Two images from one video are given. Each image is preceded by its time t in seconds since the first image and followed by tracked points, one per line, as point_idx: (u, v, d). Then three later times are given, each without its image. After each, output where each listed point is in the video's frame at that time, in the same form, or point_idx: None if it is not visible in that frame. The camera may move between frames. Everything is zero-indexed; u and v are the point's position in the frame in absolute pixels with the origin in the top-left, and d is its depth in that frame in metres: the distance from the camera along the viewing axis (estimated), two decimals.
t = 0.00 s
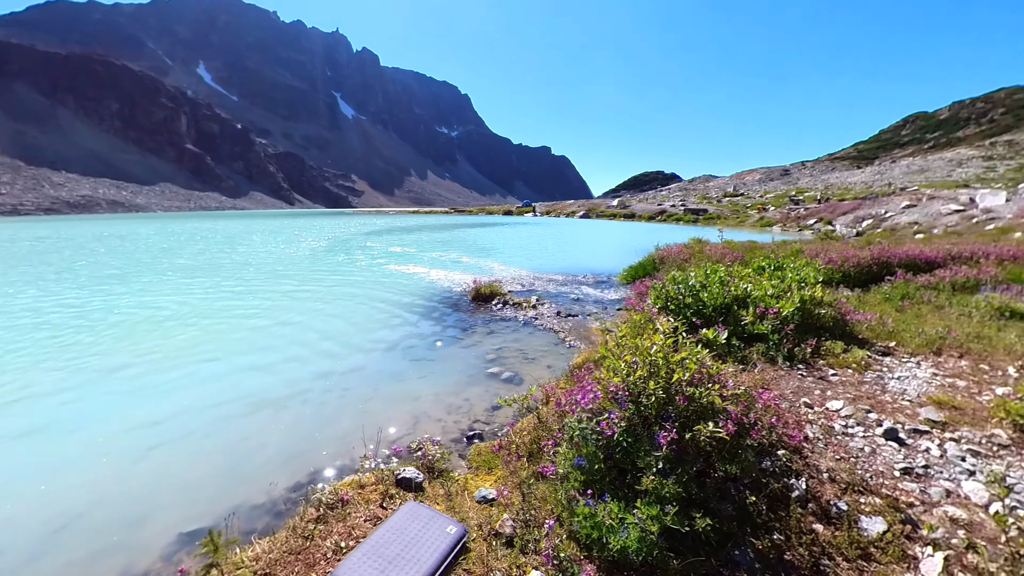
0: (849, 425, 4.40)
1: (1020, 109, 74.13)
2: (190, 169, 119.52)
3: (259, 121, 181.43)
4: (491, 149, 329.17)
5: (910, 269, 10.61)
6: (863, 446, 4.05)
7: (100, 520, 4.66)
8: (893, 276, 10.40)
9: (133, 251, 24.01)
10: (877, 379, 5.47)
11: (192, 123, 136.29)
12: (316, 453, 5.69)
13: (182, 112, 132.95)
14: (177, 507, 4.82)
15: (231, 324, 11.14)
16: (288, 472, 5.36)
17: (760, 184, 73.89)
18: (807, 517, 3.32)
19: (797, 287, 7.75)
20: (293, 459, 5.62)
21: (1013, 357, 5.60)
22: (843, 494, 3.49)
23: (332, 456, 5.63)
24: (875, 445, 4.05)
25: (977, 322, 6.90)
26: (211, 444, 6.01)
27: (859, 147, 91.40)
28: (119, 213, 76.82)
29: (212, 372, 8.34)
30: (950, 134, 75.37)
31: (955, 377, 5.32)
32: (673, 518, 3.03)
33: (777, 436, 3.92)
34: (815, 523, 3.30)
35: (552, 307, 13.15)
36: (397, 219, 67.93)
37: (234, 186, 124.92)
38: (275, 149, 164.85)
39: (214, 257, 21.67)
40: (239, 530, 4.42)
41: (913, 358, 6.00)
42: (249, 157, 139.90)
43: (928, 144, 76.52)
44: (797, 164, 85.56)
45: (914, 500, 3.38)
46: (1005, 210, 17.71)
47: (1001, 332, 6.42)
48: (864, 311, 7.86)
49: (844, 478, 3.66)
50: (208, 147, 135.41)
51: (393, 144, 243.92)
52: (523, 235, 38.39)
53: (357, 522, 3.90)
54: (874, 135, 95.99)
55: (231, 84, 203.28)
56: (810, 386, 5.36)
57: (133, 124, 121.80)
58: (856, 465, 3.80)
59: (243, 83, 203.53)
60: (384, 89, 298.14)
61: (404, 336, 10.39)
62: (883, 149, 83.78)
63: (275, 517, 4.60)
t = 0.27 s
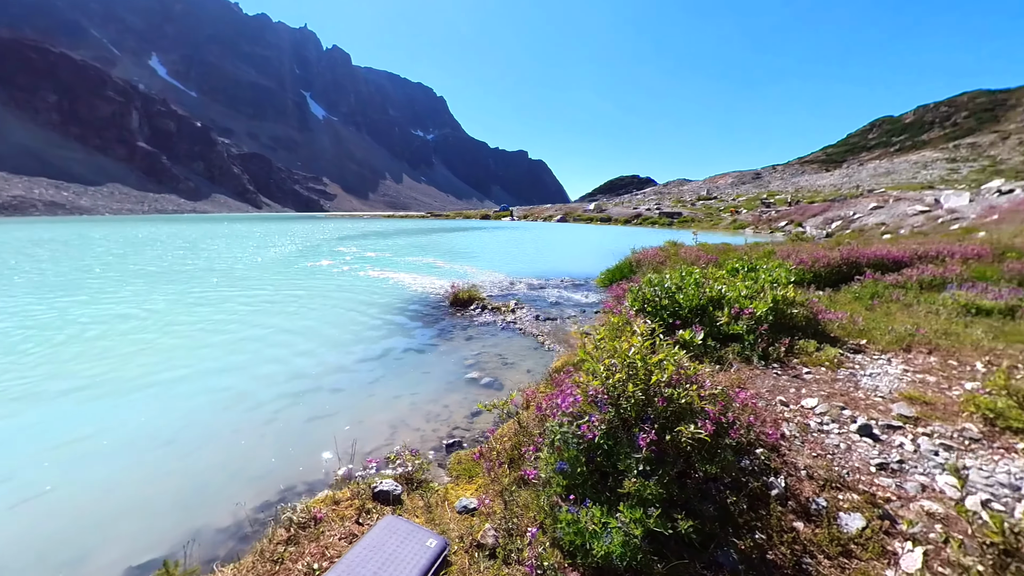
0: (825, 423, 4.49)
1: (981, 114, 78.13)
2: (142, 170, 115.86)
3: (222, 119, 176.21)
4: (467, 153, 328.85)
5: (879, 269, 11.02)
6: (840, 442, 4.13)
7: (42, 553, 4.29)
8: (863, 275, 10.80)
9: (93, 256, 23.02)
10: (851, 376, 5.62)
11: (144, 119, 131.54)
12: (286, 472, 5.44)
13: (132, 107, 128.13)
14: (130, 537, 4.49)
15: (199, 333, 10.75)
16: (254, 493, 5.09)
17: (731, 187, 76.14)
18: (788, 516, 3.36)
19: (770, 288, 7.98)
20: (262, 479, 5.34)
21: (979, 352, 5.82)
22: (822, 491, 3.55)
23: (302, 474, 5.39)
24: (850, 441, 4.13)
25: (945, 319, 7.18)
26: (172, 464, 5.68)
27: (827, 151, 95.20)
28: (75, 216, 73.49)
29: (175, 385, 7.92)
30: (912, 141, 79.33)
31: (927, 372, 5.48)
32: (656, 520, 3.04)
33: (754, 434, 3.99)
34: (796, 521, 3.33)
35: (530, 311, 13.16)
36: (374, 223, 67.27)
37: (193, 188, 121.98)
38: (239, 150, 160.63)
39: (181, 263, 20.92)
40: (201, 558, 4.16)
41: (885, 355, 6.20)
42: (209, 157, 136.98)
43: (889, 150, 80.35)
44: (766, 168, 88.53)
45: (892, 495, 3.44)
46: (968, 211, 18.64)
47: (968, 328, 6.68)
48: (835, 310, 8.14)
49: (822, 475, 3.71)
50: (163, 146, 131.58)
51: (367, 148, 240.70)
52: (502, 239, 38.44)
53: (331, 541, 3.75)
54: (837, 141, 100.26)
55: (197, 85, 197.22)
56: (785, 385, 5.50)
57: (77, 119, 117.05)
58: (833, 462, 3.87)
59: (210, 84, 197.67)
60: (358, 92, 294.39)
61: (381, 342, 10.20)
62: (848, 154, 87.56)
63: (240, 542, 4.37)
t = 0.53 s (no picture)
0: (800, 421, 4.58)
1: (946, 117, 81.32)
2: (82, 168, 111.51)
3: (179, 116, 169.78)
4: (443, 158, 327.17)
5: (848, 269, 11.44)
6: (816, 440, 4.19)
7: None
8: (833, 275, 11.20)
9: (48, 261, 21.89)
10: (825, 374, 5.78)
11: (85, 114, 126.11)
12: (251, 493, 5.14)
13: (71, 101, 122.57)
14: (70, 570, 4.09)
15: (164, 342, 10.33)
16: (213, 517, 4.75)
17: (705, 191, 78.03)
18: (768, 515, 3.37)
19: (744, 289, 8.18)
20: (226, 501, 5.02)
21: (947, 348, 6.06)
22: (800, 489, 3.58)
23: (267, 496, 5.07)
24: (827, 439, 4.20)
25: (913, 317, 7.48)
26: (123, 486, 5.25)
27: (797, 156, 98.61)
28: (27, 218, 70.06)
29: (133, 400, 7.44)
30: (878, 145, 82.81)
31: (898, 369, 5.66)
32: (637, 524, 3.04)
33: (731, 434, 4.05)
34: (776, 520, 3.34)
35: (509, 316, 13.12)
36: (348, 228, 66.28)
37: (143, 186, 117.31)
38: (196, 148, 154.63)
39: (144, 269, 20.08)
40: None
41: (856, 353, 6.41)
42: (162, 156, 132.30)
43: (854, 155, 83.80)
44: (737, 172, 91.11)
45: (869, 492, 3.46)
46: (933, 212, 19.73)
47: (935, 326, 6.97)
48: (807, 310, 8.40)
49: (800, 473, 3.75)
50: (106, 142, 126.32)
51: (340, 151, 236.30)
52: (481, 243, 38.34)
53: (302, 564, 3.59)
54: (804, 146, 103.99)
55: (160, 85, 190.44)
56: (761, 384, 5.62)
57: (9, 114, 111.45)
58: (810, 460, 3.91)
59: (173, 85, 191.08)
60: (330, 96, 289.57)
61: (356, 351, 9.97)
62: (816, 158, 90.97)
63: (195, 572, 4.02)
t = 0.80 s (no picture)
0: (778, 421, 4.67)
1: (912, 121, 84.47)
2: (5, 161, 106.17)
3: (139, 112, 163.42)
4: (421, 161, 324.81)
5: (819, 270, 11.81)
6: (792, 439, 4.28)
7: None
8: (804, 276, 11.55)
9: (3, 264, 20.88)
10: (799, 373, 5.93)
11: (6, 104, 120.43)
12: (214, 513, 4.85)
13: None
14: None
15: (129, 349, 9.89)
16: (169, 542, 4.44)
17: (681, 194, 79.64)
18: (748, 516, 3.41)
19: (719, 291, 8.36)
20: (185, 522, 4.71)
21: (915, 347, 6.30)
22: (779, 489, 3.63)
23: (230, 518, 4.78)
24: (804, 438, 4.28)
25: (882, 316, 7.77)
26: (71, 508, 4.87)
27: (768, 160, 101.57)
28: None
29: (89, 412, 6.99)
30: (845, 150, 85.97)
31: (869, 368, 5.85)
32: (621, 530, 3.02)
33: (711, 435, 4.10)
34: (757, 521, 3.37)
35: (489, 320, 13.06)
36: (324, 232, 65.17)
37: (80, 185, 113.09)
38: (143, 144, 148.79)
39: (106, 273, 19.25)
40: None
41: (829, 352, 6.62)
42: (99, 152, 127.58)
43: (822, 159, 86.77)
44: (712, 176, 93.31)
45: (845, 490, 3.53)
46: (898, 215, 20.65)
47: (903, 325, 7.24)
48: (781, 311, 8.63)
49: (779, 473, 3.80)
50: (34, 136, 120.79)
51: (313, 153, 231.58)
52: (461, 247, 38.17)
53: None
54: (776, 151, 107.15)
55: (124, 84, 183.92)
56: (738, 385, 5.73)
57: None
58: (788, 459, 3.97)
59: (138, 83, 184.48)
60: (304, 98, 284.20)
61: (330, 359, 9.72)
62: (786, 163, 93.99)
63: None
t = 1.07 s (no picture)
0: (760, 420, 4.76)
1: (882, 129, 87.78)
2: None
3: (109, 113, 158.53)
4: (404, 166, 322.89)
5: (798, 272, 12.12)
6: (774, 438, 4.37)
7: None
8: (784, 278, 11.85)
9: None
10: (779, 373, 6.07)
11: None
12: (185, 532, 4.62)
13: None
14: None
15: (99, 356, 9.51)
16: (141, 562, 4.24)
17: (663, 199, 80.97)
18: (734, 516, 3.45)
19: (702, 293, 8.51)
20: (151, 545, 4.45)
21: (890, 347, 6.51)
22: (761, 488, 3.69)
23: (205, 534, 4.59)
24: (785, 437, 4.37)
25: (858, 317, 8.01)
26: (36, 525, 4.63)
27: (747, 165, 104.28)
28: None
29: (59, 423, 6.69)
30: (820, 157, 88.88)
31: (847, 367, 6.02)
32: (608, 534, 3.02)
33: (696, 436, 4.15)
34: (741, 520, 3.42)
35: (474, 325, 12.99)
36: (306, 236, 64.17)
37: (41, 185, 109.34)
38: (112, 144, 144.62)
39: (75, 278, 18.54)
40: None
41: (809, 352, 6.79)
42: (65, 151, 123.23)
43: (798, 165, 89.42)
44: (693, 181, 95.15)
45: (825, 487, 3.60)
46: (871, 219, 21.40)
47: (879, 325, 7.48)
48: (761, 313, 8.82)
49: (761, 472, 3.87)
50: None
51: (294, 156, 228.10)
52: (445, 252, 37.96)
53: None
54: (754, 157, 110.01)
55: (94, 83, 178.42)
56: (722, 386, 5.82)
57: None
58: (769, 458, 4.05)
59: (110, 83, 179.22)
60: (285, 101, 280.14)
61: (310, 366, 9.51)
62: (764, 169, 96.62)
63: None
